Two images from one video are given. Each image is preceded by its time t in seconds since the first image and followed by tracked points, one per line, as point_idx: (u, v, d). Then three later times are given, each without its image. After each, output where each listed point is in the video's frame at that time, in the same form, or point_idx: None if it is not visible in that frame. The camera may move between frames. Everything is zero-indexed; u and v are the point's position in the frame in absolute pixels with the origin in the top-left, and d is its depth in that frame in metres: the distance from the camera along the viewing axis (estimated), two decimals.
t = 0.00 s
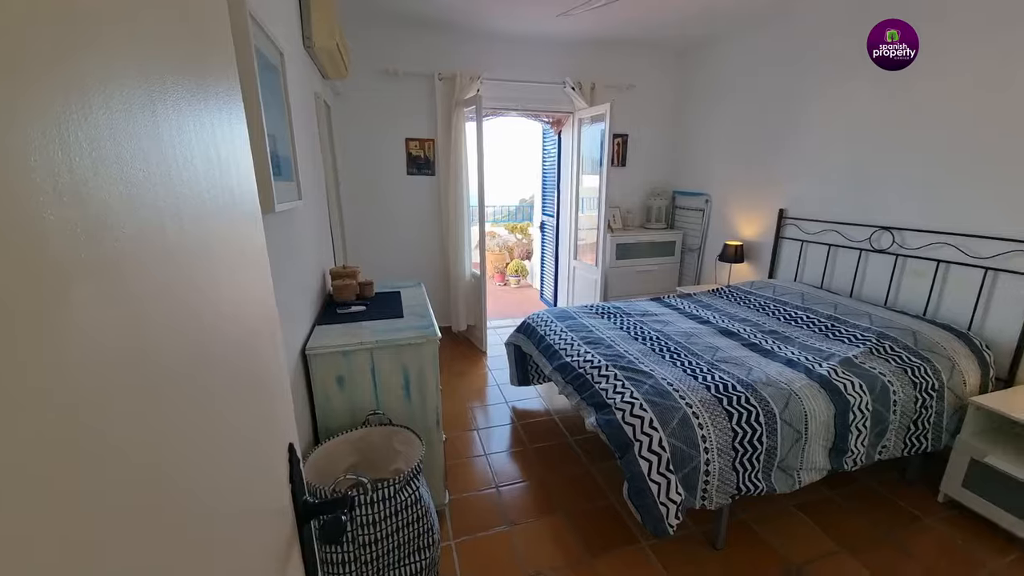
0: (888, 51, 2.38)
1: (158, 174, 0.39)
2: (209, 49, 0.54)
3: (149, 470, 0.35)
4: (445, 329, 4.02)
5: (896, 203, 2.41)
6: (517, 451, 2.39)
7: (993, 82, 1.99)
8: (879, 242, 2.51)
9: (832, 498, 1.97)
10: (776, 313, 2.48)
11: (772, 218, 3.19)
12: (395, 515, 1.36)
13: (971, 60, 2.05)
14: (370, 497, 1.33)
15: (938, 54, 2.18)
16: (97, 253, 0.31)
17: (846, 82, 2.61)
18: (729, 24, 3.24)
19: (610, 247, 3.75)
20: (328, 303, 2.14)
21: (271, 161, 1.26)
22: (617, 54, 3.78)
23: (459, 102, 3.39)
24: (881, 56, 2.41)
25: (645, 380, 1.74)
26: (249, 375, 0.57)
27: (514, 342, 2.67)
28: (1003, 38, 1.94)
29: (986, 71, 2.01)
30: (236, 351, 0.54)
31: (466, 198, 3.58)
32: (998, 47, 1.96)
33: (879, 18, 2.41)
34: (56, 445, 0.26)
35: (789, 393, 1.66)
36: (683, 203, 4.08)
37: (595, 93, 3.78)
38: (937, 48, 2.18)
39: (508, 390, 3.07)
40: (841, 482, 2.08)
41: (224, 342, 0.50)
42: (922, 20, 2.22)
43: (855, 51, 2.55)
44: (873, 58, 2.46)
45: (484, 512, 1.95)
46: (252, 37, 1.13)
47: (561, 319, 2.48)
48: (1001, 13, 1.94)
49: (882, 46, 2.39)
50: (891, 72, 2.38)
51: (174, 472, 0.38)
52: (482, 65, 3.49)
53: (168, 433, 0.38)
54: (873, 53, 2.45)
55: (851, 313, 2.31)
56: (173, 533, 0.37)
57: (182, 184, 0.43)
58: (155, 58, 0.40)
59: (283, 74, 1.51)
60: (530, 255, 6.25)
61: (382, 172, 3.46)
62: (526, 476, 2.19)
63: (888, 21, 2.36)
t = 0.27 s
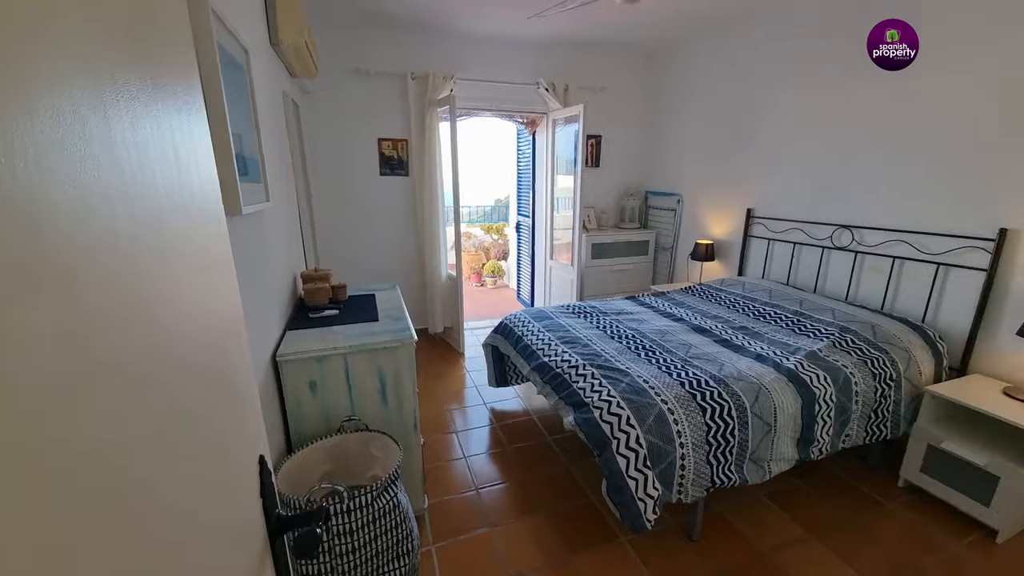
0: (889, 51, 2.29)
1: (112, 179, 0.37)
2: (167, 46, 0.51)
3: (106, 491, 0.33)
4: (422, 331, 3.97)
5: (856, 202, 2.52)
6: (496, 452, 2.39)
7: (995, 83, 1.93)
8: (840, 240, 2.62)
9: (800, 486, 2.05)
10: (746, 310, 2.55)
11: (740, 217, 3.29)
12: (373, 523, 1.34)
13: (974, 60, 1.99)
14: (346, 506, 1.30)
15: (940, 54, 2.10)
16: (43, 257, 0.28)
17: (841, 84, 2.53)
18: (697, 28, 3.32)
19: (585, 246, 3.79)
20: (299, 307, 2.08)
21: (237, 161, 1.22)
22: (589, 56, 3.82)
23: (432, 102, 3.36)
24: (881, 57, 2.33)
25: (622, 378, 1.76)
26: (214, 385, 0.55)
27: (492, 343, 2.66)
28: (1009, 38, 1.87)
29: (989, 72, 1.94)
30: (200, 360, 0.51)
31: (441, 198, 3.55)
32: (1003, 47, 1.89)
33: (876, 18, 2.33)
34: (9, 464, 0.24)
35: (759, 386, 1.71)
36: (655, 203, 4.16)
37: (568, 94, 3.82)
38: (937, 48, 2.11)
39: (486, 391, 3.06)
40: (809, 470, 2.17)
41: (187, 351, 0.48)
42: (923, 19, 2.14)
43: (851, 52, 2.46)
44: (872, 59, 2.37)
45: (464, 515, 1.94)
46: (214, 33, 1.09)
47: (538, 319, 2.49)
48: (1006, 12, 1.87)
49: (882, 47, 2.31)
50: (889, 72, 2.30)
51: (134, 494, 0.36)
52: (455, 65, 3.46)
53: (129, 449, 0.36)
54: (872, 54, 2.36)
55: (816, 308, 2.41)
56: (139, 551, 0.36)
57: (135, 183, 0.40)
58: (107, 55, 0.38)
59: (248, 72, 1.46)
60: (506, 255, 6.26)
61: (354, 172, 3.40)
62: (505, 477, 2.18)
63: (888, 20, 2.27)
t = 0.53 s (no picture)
0: (889, 51, 2.23)
1: (67, 185, 0.34)
2: (125, 41, 0.49)
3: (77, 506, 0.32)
4: (399, 334, 3.92)
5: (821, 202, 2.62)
6: (476, 454, 2.38)
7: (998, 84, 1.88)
8: (805, 238, 2.74)
9: (772, 476, 2.13)
10: (718, 307, 2.62)
11: (712, 217, 3.38)
12: (352, 530, 1.31)
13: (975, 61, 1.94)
14: (323, 514, 1.27)
15: (943, 54, 2.03)
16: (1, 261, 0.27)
17: (838, 85, 2.47)
18: (669, 31, 3.39)
19: (562, 246, 3.82)
20: (271, 312, 2.03)
21: (203, 162, 1.17)
22: (563, 58, 3.85)
23: (406, 102, 3.32)
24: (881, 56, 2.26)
25: (601, 376, 1.78)
26: (183, 394, 0.52)
27: (471, 345, 2.65)
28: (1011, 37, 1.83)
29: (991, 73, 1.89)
30: (168, 369, 0.49)
31: (418, 199, 3.52)
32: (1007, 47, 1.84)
33: (874, 18, 2.27)
34: None
35: (733, 381, 1.76)
36: (630, 203, 4.22)
37: (544, 95, 3.84)
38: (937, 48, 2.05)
39: (466, 393, 3.04)
40: (780, 461, 2.24)
41: (153, 360, 0.46)
42: (923, 18, 2.08)
43: (848, 53, 2.39)
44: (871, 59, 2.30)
45: (445, 518, 1.92)
46: (177, 29, 1.05)
47: (516, 319, 2.49)
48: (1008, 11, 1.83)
49: (883, 46, 2.25)
50: (886, 73, 2.25)
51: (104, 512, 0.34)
52: (429, 64, 3.43)
53: (96, 464, 0.34)
54: (872, 54, 2.29)
55: (785, 304, 2.49)
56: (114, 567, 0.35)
57: (91, 182, 0.38)
58: (62, 54, 0.36)
59: (213, 69, 1.41)
60: (484, 256, 6.24)
61: (327, 172, 3.32)
62: (486, 479, 2.18)
63: (887, 20, 2.21)
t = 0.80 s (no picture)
0: (890, 52, 2.17)
1: (26, 187, 0.33)
2: (88, 37, 0.47)
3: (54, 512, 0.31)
4: (378, 336, 3.87)
5: (791, 202, 2.71)
6: (459, 456, 2.37)
7: (999, 85, 1.84)
8: (776, 237, 2.82)
9: (748, 468, 2.19)
10: (695, 304, 2.68)
11: (688, 216, 3.45)
12: (333, 537, 1.29)
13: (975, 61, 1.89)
14: (303, 522, 1.24)
15: (944, 54, 1.98)
16: None
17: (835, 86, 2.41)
18: (644, 34, 3.45)
19: (542, 247, 3.83)
20: (245, 316, 1.97)
21: (170, 162, 1.13)
22: (541, 59, 3.87)
23: (383, 101, 3.28)
24: (881, 56, 2.20)
25: (582, 375, 1.80)
26: (154, 404, 0.51)
27: (452, 346, 2.64)
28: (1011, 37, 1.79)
29: (992, 73, 1.85)
30: (139, 379, 0.47)
31: (396, 200, 3.47)
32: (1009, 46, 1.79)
33: (870, 18, 2.22)
34: None
35: (709, 377, 1.80)
36: (608, 203, 4.27)
37: (521, 96, 3.85)
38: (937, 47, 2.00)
39: (447, 394, 3.03)
40: (755, 453, 2.31)
41: (123, 371, 0.44)
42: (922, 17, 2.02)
43: (846, 53, 2.34)
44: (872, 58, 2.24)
45: (428, 522, 1.90)
46: (142, 26, 1.01)
47: (497, 320, 2.49)
48: (1006, 10, 1.79)
49: (883, 46, 2.19)
50: (884, 73, 2.20)
51: (79, 533, 0.33)
52: (406, 64, 3.40)
53: (71, 469, 0.33)
54: (872, 54, 2.24)
55: (758, 300, 2.56)
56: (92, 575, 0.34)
57: (53, 192, 0.36)
58: (22, 50, 0.34)
59: (180, 66, 1.36)
60: (463, 257, 6.21)
61: (302, 173, 3.26)
62: (469, 480, 2.17)
63: (887, 20, 2.15)
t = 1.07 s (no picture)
0: (890, 52, 2.12)
1: None
2: (55, 38, 0.45)
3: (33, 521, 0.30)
4: (359, 341, 3.81)
5: (764, 203, 2.79)
6: (442, 459, 2.35)
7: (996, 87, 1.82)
8: (750, 237, 2.90)
9: (726, 463, 2.24)
10: (674, 304, 2.73)
11: (666, 218, 3.51)
12: (315, 546, 1.26)
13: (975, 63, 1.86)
14: (283, 532, 1.22)
15: (945, 54, 1.94)
16: None
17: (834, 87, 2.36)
18: (621, 38, 3.50)
19: (523, 249, 3.84)
20: (219, 322, 1.92)
21: (140, 165, 1.10)
22: (520, 62, 3.88)
23: (361, 103, 3.24)
24: (881, 56, 2.15)
25: (564, 375, 1.81)
26: (128, 413, 0.49)
27: (434, 349, 2.62)
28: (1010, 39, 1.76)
29: (995, 74, 1.81)
30: (110, 390, 0.46)
31: (375, 202, 3.43)
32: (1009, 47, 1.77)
33: (867, 18, 2.18)
34: None
35: (688, 375, 1.84)
36: (588, 204, 4.32)
37: (501, 98, 3.85)
38: (936, 48, 1.96)
39: (430, 398, 3.01)
40: (733, 448, 2.36)
41: (95, 382, 0.43)
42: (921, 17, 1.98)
43: (844, 53, 2.29)
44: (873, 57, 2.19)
45: (412, 527, 1.89)
46: (110, 26, 0.98)
47: (480, 322, 2.48)
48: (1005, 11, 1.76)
49: (883, 46, 2.14)
50: (882, 73, 2.17)
51: (54, 547, 0.32)
52: (384, 65, 3.37)
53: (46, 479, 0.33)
54: (872, 54, 2.19)
55: (734, 299, 2.63)
56: None
57: (24, 209, 0.35)
58: None
59: (149, 67, 1.32)
60: (445, 259, 6.18)
61: (278, 175, 3.19)
62: (453, 483, 2.16)
63: (887, 20, 2.10)
